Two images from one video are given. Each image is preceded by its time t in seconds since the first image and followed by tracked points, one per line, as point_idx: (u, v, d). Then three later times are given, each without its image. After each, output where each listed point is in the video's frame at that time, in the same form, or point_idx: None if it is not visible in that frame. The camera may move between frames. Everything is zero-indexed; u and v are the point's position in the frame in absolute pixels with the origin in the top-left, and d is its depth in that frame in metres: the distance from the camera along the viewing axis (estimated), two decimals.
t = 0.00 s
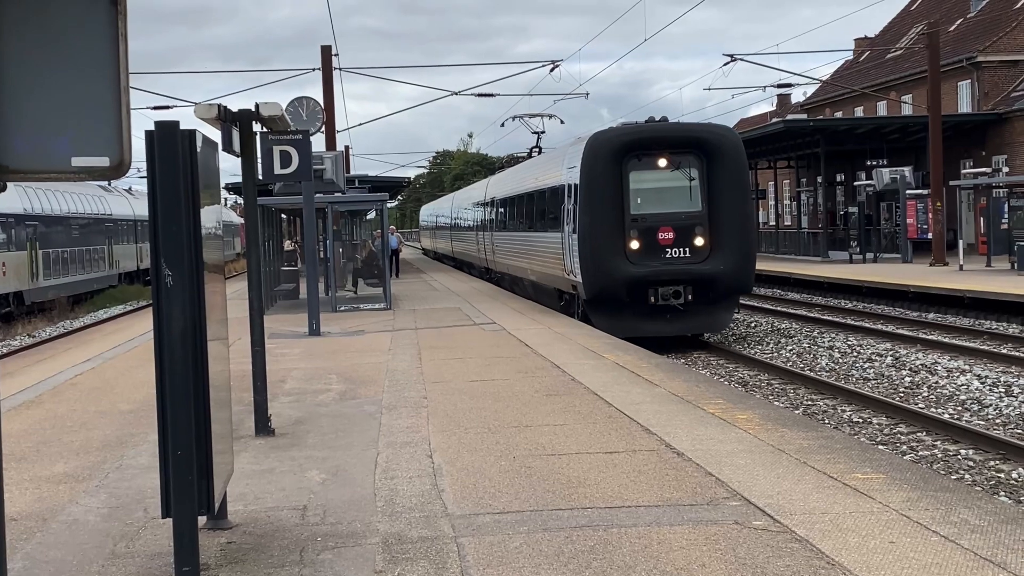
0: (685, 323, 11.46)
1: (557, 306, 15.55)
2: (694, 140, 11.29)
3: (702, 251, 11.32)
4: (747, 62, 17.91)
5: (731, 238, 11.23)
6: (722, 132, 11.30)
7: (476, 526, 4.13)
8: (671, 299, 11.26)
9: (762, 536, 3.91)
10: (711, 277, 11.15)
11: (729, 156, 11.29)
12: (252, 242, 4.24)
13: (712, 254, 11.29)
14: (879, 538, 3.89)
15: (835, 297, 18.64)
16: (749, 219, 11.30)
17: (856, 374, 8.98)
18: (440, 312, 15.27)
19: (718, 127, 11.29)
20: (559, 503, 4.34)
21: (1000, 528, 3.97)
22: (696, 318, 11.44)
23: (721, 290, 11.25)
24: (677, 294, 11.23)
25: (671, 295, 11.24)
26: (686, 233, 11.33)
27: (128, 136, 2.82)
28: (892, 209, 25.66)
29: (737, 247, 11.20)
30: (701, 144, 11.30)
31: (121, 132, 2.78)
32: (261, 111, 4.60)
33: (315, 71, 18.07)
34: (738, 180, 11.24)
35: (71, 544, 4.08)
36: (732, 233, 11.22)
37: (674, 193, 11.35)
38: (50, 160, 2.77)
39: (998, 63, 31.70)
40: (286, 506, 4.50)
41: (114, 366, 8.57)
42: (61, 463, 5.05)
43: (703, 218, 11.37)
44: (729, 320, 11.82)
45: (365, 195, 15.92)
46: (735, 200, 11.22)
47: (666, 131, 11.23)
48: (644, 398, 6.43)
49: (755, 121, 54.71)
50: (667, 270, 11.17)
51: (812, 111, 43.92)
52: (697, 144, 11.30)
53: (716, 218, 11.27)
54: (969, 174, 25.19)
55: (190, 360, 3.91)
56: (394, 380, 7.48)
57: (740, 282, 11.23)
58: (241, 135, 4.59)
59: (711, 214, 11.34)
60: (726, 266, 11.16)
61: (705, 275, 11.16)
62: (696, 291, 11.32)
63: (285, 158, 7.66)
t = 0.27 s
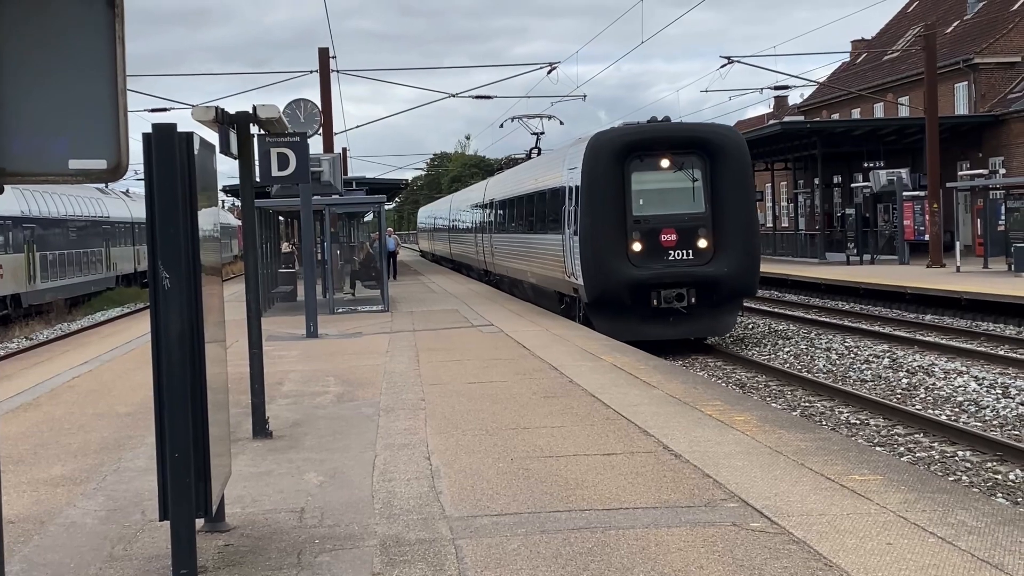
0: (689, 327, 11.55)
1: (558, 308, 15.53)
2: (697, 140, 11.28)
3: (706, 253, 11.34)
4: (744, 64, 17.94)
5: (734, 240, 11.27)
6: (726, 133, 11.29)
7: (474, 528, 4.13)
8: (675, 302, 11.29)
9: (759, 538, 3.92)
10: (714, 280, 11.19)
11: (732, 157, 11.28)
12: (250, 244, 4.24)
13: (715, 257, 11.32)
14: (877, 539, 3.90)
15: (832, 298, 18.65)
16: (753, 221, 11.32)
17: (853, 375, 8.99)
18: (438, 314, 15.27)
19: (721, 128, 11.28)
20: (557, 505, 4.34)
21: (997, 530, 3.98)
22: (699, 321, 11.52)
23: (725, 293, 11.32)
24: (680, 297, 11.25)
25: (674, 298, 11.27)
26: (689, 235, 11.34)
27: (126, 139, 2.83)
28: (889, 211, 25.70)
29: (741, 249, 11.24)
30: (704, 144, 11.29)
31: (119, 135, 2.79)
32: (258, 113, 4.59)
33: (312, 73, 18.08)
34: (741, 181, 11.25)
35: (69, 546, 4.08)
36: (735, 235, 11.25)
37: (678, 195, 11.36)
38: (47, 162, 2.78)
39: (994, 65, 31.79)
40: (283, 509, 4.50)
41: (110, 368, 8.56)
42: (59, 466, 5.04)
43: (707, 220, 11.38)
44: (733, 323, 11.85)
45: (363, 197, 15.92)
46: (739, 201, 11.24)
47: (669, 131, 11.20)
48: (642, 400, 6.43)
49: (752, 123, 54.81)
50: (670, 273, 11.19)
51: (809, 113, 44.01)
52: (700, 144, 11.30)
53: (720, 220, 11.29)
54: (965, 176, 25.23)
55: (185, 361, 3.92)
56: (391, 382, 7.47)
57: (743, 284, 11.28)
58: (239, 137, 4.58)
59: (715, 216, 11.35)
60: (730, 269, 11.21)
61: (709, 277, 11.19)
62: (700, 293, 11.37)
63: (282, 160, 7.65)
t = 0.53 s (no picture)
0: (692, 330, 11.56)
1: (558, 311, 15.47)
2: (701, 141, 11.28)
3: (710, 255, 11.33)
4: (741, 66, 17.97)
5: (738, 242, 11.27)
6: (730, 133, 11.28)
7: (471, 530, 4.13)
8: (677, 305, 11.31)
9: (756, 540, 3.92)
10: (718, 283, 11.18)
11: (737, 157, 11.26)
12: (247, 245, 4.23)
13: (719, 259, 11.31)
14: (874, 541, 3.90)
15: (830, 300, 18.66)
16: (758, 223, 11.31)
17: (851, 377, 8.99)
18: (435, 316, 15.26)
19: (725, 128, 11.28)
20: (554, 507, 4.34)
21: (994, 531, 3.98)
22: (703, 325, 11.53)
23: (728, 296, 11.32)
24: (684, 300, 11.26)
25: (677, 301, 11.29)
26: (692, 238, 11.34)
27: (122, 142, 2.82)
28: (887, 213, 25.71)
29: (745, 252, 11.24)
30: (708, 145, 11.29)
31: (115, 138, 2.78)
32: (255, 115, 4.57)
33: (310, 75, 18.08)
34: (745, 182, 11.24)
35: (65, 549, 4.07)
36: (739, 237, 11.25)
37: (681, 196, 11.36)
38: (42, 164, 2.78)
39: (990, 67, 31.89)
40: (281, 511, 4.49)
41: (106, 371, 8.54)
42: (56, 468, 5.03)
43: (710, 222, 11.38)
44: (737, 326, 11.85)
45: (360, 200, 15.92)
46: (743, 203, 11.24)
47: (673, 132, 11.20)
48: (638, 402, 6.43)
49: (750, 126, 54.87)
50: (673, 276, 11.20)
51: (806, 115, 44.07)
52: (704, 145, 11.29)
53: (723, 222, 11.29)
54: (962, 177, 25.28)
55: (182, 363, 3.92)
56: (388, 385, 7.47)
57: (747, 287, 11.28)
58: (238, 139, 4.58)
59: (718, 219, 11.34)
60: (734, 272, 11.19)
61: (712, 280, 11.18)
62: (703, 297, 11.37)
63: (280, 163, 7.63)
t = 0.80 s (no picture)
0: (695, 333, 11.56)
1: (557, 314, 15.42)
2: (704, 141, 11.30)
3: (713, 257, 11.34)
4: (738, 67, 17.99)
5: (741, 244, 11.28)
6: (734, 133, 11.31)
7: (468, 532, 4.13)
8: (680, 308, 11.31)
9: (752, 541, 3.92)
10: (722, 285, 11.18)
11: (741, 158, 11.29)
12: (244, 247, 4.22)
13: (722, 261, 11.31)
14: (871, 543, 3.90)
15: (826, 301, 18.68)
16: (762, 224, 11.33)
17: (846, 378, 9.01)
18: (432, 317, 15.25)
19: (729, 128, 11.30)
20: (550, 508, 4.34)
21: (990, 532, 3.99)
22: (706, 328, 11.53)
23: (732, 300, 11.32)
24: (687, 302, 11.25)
25: (680, 303, 11.29)
26: (696, 239, 11.33)
27: (118, 142, 2.82)
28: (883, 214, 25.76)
29: (749, 254, 11.25)
30: (711, 146, 11.32)
31: (110, 138, 2.78)
32: (252, 116, 4.55)
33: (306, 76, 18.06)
34: (749, 183, 11.27)
35: (62, 550, 4.07)
36: (743, 239, 11.26)
37: (684, 197, 11.37)
38: (41, 166, 2.81)
39: (987, 69, 31.95)
40: (277, 512, 4.49)
41: (101, 372, 8.52)
42: (52, 469, 5.02)
43: (714, 223, 11.39)
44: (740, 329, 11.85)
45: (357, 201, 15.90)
46: (746, 204, 11.26)
47: (676, 132, 11.22)
48: (635, 404, 6.43)
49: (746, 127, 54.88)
50: (676, 278, 11.20)
51: (802, 116, 44.19)
52: (707, 145, 11.31)
53: (727, 223, 11.30)
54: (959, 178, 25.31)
55: (176, 364, 3.92)
56: (384, 386, 7.46)
57: (751, 290, 11.28)
58: (235, 140, 4.56)
59: (721, 220, 11.36)
60: (737, 274, 11.19)
61: (716, 282, 11.18)
62: (706, 299, 11.35)
63: (276, 163, 7.62)
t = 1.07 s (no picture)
0: (699, 335, 11.56)
1: (557, 316, 15.39)
2: (709, 139, 11.28)
3: (717, 258, 11.33)
4: (733, 68, 18.05)
5: (745, 244, 11.27)
6: (738, 131, 11.27)
7: (464, 532, 4.13)
8: (684, 309, 11.26)
9: (749, 542, 3.92)
10: (727, 286, 11.16)
11: (746, 157, 11.28)
12: (240, 247, 4.21)
13: (727, 261, 11.31)
14: (867, 543, 3.91)
15: (823, 302, 18.71)
16: (767, 225, 11.31)
17: (843, 379, 9.01)
18: (429, 318, 15.24)
19: (733, 126, 11.28)
20: (546, 509, 4.34)
21: (986, 533, 3.99)
22: (710, 330, 11.52)
23: (737, 301, 11.30)
24: (690, 304, 11.24)
25: (684, 305, 11.24)
26: (699, 239, 11.33)
27: (115, 144, 2.83)
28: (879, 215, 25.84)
29: (753, 255, 11.23)
30: (715, 145, 11.31)
31: (106, 139, 2.79)
32: (248, 117, 4.56)
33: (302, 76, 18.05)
34: (753, 183, 11.25)
35: (58, 551, 4.07)
36: (748, 238, 11.25)
37: (687, 197, 11.37)
38: (38, 167, 2.83)
39: (982, 70, 31.99)
40: (273, 513, 4.49)
41: (97, 373, 8.51)
42: (48, 470, 5.02)
43: (717, 223, 11.38)
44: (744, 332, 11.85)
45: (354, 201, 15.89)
46: (750, 204, 11.25)
47: (680, 130, 11.20)
48: (631, 404, 6.43)
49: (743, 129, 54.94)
50: (680, 279, 11.19)
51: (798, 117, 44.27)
52: (711, 144, 11.30)
53: (731, 224, 11.29)
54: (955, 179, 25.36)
55: (174, 366, 3.93)
56: (380, 387, 7.46)
57: (756, 291, 11.26)
58: (231, 141, 4.56)
59: (726, 220, 11.35)
60: (743, 276, 11.16)
61: (721, 283, 11.16)
62: (711, 301, 11.33)
63: (272, 164, 7.70)
